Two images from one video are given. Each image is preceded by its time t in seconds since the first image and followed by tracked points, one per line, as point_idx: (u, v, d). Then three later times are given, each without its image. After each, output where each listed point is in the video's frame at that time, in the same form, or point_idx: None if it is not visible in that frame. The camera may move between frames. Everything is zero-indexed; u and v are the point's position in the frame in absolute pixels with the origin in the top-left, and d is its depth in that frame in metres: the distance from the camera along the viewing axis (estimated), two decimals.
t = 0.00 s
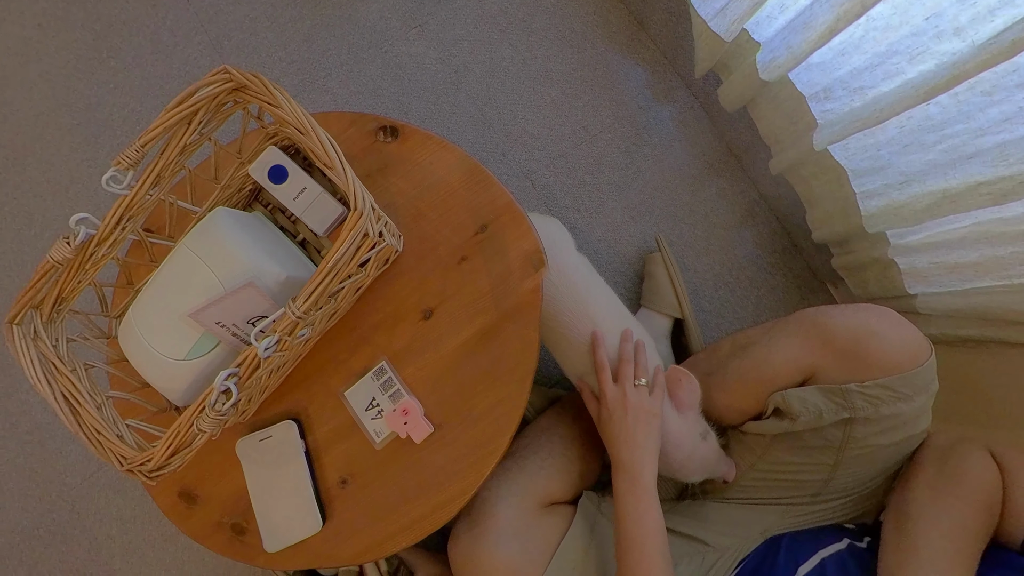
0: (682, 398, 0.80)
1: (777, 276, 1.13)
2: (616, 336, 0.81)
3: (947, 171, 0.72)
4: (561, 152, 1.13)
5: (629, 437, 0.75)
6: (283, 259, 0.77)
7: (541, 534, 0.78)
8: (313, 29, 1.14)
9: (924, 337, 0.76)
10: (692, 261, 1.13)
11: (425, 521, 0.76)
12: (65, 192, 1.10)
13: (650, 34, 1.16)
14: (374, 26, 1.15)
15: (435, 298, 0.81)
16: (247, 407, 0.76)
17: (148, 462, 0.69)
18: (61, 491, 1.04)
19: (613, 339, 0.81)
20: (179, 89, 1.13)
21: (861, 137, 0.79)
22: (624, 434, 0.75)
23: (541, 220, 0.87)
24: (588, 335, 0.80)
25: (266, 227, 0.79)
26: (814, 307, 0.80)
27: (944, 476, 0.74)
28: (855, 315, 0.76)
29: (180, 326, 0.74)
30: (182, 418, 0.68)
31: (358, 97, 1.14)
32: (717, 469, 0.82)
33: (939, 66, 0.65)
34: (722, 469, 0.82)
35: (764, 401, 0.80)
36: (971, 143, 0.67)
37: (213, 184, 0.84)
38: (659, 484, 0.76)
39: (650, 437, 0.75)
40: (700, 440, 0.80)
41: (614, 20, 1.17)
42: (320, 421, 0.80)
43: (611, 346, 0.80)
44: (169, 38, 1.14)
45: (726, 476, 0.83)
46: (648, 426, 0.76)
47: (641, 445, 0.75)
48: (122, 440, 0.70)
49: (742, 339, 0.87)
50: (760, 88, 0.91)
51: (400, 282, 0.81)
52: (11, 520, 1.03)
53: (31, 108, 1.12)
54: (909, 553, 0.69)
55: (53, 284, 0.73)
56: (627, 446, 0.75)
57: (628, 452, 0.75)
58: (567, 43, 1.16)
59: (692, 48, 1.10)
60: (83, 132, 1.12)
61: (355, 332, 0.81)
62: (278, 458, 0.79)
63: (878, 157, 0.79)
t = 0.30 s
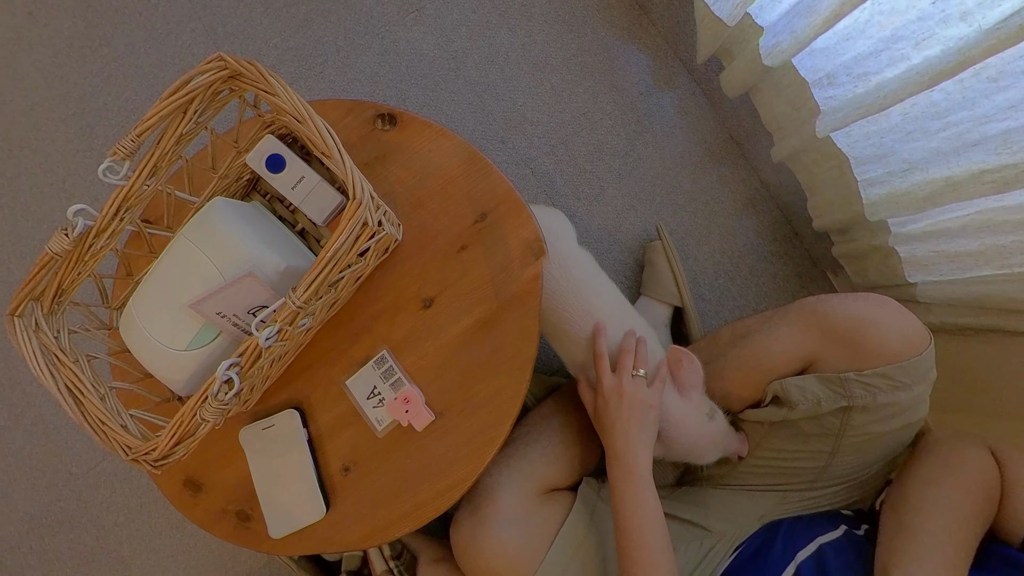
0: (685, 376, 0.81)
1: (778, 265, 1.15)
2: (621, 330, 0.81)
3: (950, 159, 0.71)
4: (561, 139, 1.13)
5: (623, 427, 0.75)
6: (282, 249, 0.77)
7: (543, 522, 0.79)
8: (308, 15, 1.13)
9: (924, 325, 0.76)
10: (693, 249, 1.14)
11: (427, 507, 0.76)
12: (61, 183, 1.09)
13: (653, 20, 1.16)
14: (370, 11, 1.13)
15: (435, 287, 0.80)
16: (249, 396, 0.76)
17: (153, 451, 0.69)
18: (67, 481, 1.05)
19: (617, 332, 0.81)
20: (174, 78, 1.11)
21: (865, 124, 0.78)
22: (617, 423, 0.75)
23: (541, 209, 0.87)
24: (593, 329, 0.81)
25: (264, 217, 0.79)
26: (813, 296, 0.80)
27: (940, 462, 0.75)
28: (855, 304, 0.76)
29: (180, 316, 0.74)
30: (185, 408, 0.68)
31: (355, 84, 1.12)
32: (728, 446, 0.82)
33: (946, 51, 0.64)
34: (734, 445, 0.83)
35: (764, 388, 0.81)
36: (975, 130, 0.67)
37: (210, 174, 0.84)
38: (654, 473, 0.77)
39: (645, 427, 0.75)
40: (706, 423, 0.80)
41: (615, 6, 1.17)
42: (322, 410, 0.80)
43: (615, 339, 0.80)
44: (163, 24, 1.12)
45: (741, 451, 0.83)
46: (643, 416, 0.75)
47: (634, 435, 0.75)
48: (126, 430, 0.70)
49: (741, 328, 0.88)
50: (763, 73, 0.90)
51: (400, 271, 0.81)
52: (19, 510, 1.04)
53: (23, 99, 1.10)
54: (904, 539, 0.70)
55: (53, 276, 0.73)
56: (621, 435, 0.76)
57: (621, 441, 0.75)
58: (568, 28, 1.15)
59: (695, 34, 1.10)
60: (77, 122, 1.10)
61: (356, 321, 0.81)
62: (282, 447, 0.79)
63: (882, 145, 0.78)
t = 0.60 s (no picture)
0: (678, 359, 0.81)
1: (778, 255, 1.15)
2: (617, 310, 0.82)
3: (953, 146, 0.71)
4: (561, 126, 1.12)
5: (617, 404, 0.76)
6: (281, 239, 0.76)
7: (543, 509, 0.80)
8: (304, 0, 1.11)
9: (924, 315, 0.76)
10: (693, 238, 1.13)
11: (427, 494, 0.77)
12: (58, 174, 1.08)
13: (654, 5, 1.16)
14: None
15: (435, 276, 0.80)
16: (251, 386, 0.76)
17: (157, 441, 0.69)
18: (75, 471, 1.06)
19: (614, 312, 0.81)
20: (169, 65, 1.10)
21: (868, 111, 0.77)
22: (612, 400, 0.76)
23: (541, 195, 0.86)
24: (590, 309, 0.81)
25: (263, 206, 0.79)
26: (814, 285, 0.81)
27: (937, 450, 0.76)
28: (856, 294, 0.76)
29: (180, 306, 0.74)
30: (188, 398, 0.68)
31: (352, 71, 1.11)
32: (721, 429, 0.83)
33: (952, 36, 0.62)
34: (728, 430, 0.84)
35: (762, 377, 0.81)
36: (979, 117, 0.66)
37: (207, 164, 0.83)
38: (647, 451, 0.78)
39: (638, 405, 0.76)
40: (701, 405, 0.81)
41: None
42: (324, 399, 0.81)
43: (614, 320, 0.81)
44: (158, 11, 1.11)
45: (736, 438, 0.84)
46: (637, 393, 0.76)
47: (627, 412, 0.76)
48: (130, 420, 0.70)
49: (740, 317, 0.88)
50: (766, 59, 0.90)
51: (400, 260, 0.81)
52: (28, 499, 1.05)
53: (17, 88, 1.09)
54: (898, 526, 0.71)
55: (53, 268, 0.72)
56: (615, 413, 0.76)
57: (615, 418, 0.76)
58: (568, 13, 1.14)
59: (697, 18, 1.09)
60: (72, 113, 1.09)
61: (356, 311, 0.81)
62: (285, 435, 0.79)
63: (885, 132, 0.78)
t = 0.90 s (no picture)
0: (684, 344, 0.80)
1: (779, 242, 1.16)
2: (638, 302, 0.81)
3: (957, 133, 0.70)
4: (561, 113, 1.12)
5: (653, 399, 0.75)
6: (280, 229, 0.76)
7: (545, 498, 0.80)
8: None
9: (925, 305, 0.77)
10: (694, 225, 1.14)
11: (430, 481, 0.77)
12: (53, 165, 1.08)
13: None
14: None
15: (435, 265, 0.80)
16: (253, 375, 0.76)
17: (161, 431, 0.69)
18: (80, 461, 1.07)
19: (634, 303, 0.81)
20: (163, 53, 1.09)
21: (872, 97, 0.77)
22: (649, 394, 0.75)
23: (541, 181, 0.85)
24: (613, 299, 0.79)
25: (261, 196, 0.78)
26: (815, 276, 0.81)
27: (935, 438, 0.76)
28: (857, 285, 0.77)
29: (181, 297, 0.74)
30: (190, 388, 0.68)
31: (349, 57, 1.10)
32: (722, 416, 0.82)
33: (958, 21, 0.61)
34: (729, 414, 0.83)
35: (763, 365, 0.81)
36: (984, 104, 0.65)
37: (204, 154, 0.83)
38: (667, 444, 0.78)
39: (672, 400, 0.76)
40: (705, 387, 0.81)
41: None
42: (326, 388, 0.81)
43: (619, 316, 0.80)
44: None
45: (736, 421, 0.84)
46: (672, 387, 0.76)
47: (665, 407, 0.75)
48: (134, 411, 0.70)
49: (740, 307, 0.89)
50: (769, 44, 0.89)
51: (399, 249, 0.81)
52: (34, 489, 1.06)
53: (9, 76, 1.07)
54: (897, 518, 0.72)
55: (52, 260, 0.72)
56: (648, 407, 0.75)
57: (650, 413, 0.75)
58: None
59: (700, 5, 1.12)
60: (66, 102, 1.08)
61: (357, 300, 0.81)
62: (287, 424, 0.80)
63: (888, 118, 0.77)
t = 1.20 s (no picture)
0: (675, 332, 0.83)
1: (779, 231, 1.16)
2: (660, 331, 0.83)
3: (962, 120, 0.69)
4: (561, 100, 1.11)
5: (686, 420, 0.76)
6: (278, 219, 0.76)
7: (547, 486, 0.81)
8: None
9: (926, 297, 0.77)
10: (694, 213, 1.14)
11: (432, 468, 0.78)
12: (49, 156, 1.07)
13: None
14: None
15: (435, 254, 0.80)
16: (255, 365, 0.76)
17: (165, 420, 0.70)
18: (85, 451, 1.08)
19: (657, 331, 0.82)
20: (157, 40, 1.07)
21: (876, 83, 0.76)
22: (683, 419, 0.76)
23: (541, 169, 0.84)
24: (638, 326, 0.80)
25: (259, 185, 0.78)
26: (817, 267, 0.81)
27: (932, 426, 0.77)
28: (858, 274, 0.77)
29: (181, 288, 0.74)
30: (192, 378, 0.68)
31: (345, 43, 1.08)
32: (722, 405, 0.82)
33: (966, 5, 0.60)
34: (729, 404, 0.83)
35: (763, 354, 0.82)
36: (990, 90, 0.64)
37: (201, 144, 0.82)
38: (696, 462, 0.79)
39: (701, 419, 0.77)
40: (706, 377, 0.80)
41: None
42: (327, 377, 0.82)
43: (621, 307, 0.80)
44: None
45: (735, 412, 0.84)
46: (702, 408, 0.77)
47: (697, 428, 0.76)
48: (138, 401, 0.71)
49: (740, 296, 0.89)
50: (773, 28, 0.88)
51: (398, 238, 0.80)
52: (40, 479, 1.07)
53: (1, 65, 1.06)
54: (888, 498, 0.71)
55: (51, 252, 0.72)
56: (681, 429, 0.76)
57: (683, 435, 0.76)
58: None
59: None
60: (60, 92, 1.07)
61: (357, 290, 0.81)
62: (289, 413, 0.80)
63: (892, 105, 0.76)
